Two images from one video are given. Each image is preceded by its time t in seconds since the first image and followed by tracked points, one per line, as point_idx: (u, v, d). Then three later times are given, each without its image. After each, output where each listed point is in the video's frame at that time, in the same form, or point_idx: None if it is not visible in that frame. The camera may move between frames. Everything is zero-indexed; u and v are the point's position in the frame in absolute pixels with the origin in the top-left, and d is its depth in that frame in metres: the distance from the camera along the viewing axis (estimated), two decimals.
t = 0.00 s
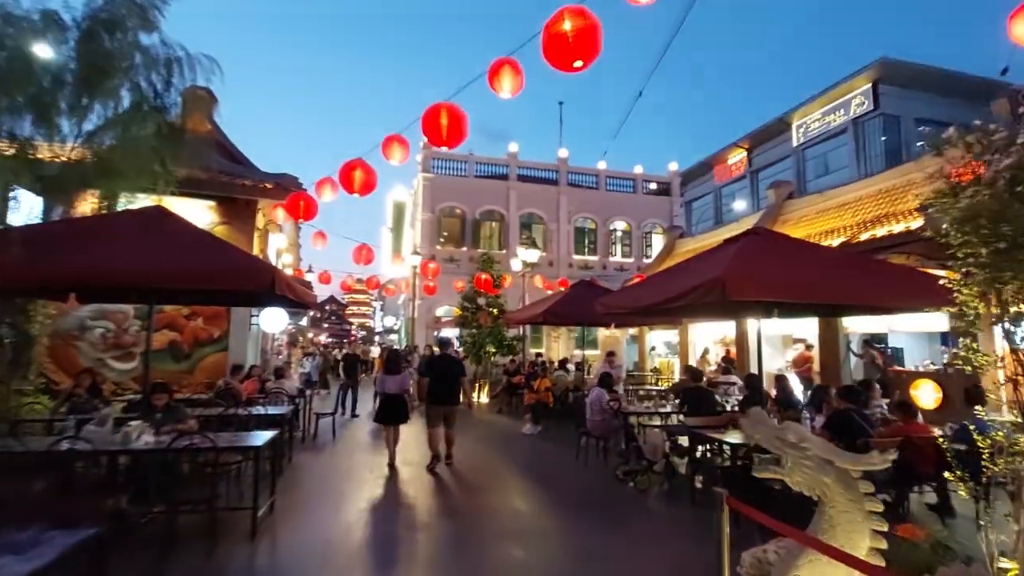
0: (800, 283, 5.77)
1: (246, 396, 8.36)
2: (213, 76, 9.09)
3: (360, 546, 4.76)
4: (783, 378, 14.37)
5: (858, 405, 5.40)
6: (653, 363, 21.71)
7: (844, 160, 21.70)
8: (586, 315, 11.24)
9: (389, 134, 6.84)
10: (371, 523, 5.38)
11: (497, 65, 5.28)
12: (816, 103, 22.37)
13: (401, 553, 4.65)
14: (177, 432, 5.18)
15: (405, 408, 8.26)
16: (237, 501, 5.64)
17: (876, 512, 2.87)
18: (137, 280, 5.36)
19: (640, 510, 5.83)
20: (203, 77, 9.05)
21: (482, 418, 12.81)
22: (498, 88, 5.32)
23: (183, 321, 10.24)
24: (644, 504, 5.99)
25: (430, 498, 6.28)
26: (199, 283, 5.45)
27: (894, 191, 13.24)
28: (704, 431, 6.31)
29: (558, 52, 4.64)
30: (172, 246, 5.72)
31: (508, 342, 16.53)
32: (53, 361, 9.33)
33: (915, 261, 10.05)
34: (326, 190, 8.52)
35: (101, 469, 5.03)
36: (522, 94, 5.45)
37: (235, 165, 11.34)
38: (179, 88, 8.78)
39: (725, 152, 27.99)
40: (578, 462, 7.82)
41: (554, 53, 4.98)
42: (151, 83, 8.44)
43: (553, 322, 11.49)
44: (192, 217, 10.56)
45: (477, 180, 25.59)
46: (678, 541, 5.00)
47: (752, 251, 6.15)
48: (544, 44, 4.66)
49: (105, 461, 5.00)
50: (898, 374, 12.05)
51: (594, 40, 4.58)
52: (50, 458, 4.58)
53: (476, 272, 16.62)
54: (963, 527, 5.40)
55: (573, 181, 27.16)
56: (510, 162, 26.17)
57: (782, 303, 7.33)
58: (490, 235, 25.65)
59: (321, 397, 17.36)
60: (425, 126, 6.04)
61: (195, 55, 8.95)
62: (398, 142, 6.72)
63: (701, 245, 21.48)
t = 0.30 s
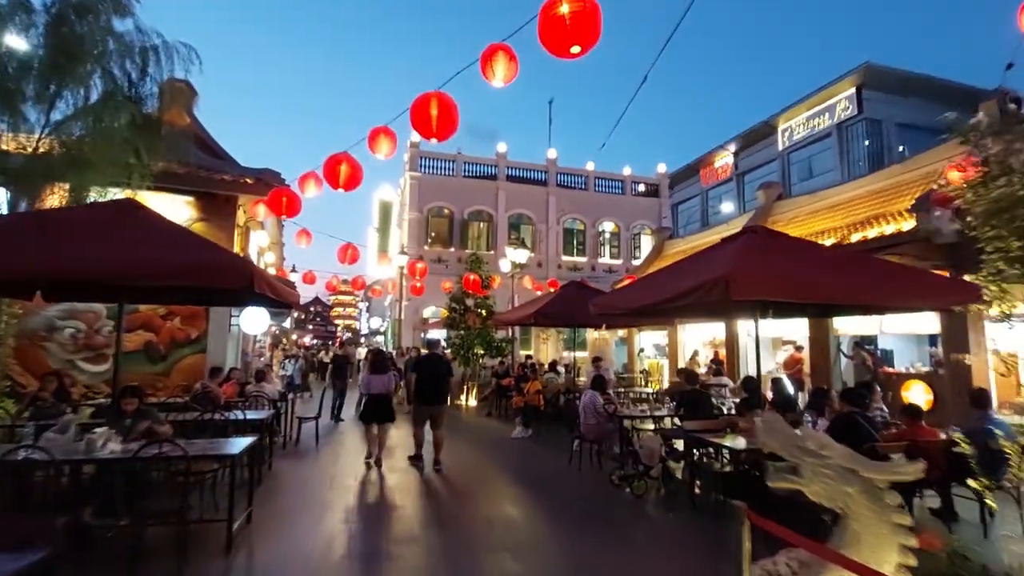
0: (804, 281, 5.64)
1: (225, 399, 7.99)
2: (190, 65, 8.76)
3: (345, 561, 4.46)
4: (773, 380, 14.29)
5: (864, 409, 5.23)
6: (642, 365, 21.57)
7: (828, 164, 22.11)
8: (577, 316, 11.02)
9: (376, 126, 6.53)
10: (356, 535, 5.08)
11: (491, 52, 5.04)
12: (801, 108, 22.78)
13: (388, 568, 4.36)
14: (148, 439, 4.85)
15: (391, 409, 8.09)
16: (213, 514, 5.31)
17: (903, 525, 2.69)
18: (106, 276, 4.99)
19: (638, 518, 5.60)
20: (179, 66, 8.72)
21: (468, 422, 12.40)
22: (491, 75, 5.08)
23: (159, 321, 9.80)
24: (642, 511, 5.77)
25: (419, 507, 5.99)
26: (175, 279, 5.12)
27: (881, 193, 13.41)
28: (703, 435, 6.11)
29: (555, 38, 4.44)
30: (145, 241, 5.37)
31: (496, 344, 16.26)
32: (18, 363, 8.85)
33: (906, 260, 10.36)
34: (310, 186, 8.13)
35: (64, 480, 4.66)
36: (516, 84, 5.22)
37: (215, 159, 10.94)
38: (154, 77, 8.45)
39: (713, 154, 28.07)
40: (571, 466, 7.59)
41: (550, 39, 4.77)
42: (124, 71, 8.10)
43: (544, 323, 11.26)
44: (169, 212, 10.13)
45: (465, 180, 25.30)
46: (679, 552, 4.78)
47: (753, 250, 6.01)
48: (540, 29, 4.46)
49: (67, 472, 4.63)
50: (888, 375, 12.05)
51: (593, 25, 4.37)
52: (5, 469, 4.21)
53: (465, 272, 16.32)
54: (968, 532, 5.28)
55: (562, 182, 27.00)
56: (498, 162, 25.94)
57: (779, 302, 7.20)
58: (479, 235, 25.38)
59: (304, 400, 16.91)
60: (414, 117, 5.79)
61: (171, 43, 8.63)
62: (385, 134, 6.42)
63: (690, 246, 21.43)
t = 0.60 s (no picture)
0: (811, 283, 5.43)
1: (205, 406, 7.63)
2: (172, 59, 8.44)
3: None
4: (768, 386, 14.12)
5: (874, 417, 5.03)
6: (635, 369, 21.35)
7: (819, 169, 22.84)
8: (572, 320, 10.76)
9: (365, 120, 6.23)
10: (339, 553, 4.76)
11: (487, 40, 4.79)
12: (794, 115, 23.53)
13: None
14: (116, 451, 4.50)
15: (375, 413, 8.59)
16: (189, 531, 4.96)
17: (942, 548, 2.39)
18: (73, 274, 4.65)
19: (639, 532, 5.32)
20: (160, 59, 8.39)
21: (459, 429, 12.00)
22: (487, 65, 4.83)
23: (137, 325, 9.41)
24: (642, 525, 5.49)
25: (409, 521, 5.69)
26: (150, 278, 4.78)
27: (876, 196, 13.34)
28: (705, 443, 5.88)
29: (556, 23, 4.21)
30: (119, 238, 5.04)
31: (489, 348, 15.96)
32: None
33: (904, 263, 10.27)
34: (296, 182, 7.81)
35: (22, 498, 4.30)
36: (511, 75, 4.97)
37: (199, 157, 10.58)
38: (133, 70, 8.11)
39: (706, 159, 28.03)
40: (568, 476, 7.30)
41: (550, 28, 4.54)
42: (101, 63, 7.75)
43: (539, 327, 10.99)
44: (149, 211, 9.75)
45: (457, 182, 25.03)
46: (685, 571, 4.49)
47: (757, 250, 5.81)
48: (541, 14, 4.23)
49: (22, 489, 4.25)
50: (885, 380, 11.92)
51: (595, 10, 4.15)
52: None
53: (457, 275, 16.03)
54: (983, 545, 5.06)
55: (555, 185, 26.82)
56: (491, 164, 25.71)
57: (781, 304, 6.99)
58: (471, 238, 25.11)
59: (292, 406, 16.50)
60: (405, 111, 5.57)
61: (152, 34, 8.29)
62: (374, 128, 6.13)
63: (684, 250, 21.28)
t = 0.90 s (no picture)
0: (825, 280, 5.22)
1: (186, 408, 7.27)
2: (154, 44, 8.05)
3: None
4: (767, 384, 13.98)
5: (892, 417, 4.88)
6: (630, 368, 21.15)
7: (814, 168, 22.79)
8: (570, 318, 10.50)
9: (357, 107, 5.91)
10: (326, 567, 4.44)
11: (487, 18, 4.50)
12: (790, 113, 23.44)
13: None
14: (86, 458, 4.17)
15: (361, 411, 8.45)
16: (166, 542, 4.63)
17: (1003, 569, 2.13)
18: (38, 266, 4.29)
19: (644, 540, 5.06)
20: (140, 44, 7.99)
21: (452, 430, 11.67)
22: (487, 45, 4.54)
23: (117, 322, 9.02)
24: (648, 532, 5.23)
25: (403, 529, 5.38)
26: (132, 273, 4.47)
27: (875, 194, 13.19)
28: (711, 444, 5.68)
29: None
30: (93, 227, 4.70)
31: (483, 347, 15.67)
32: None
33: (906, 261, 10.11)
34: (284, 173, 7.46)
35: None
36: (511, 57, 4.68)
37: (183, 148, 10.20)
38: (112, 55, 7.70)
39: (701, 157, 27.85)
40: (567, 479, 7.02)
41: (556, 6, 4.28)
42: (77, 46, 7.33)
43: (535, 325, 10.71)
44: (130, 204, 9.35)
45: (451, 179, 24.69)
46: None
47: (767, 245, 5.58)
48: None
49: None
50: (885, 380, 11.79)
51: None
52: None
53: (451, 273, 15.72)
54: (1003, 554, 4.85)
55: (550, 182, 26.55)
56: (485, 161, 25.40)
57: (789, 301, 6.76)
58: (464, 236, 24.80)
59: (280, 406, 16.10)
60: (400, 98, 5.29)
61: (132, 18, 7.89)
62: (366, 115, 5.81)
63: (679, 249, 21.09)
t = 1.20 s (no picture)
0: (846, 276, 4.98)
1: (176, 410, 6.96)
2: (144, 33, 7.75)
3: None
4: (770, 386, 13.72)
5: (917, 421, 4.57)
6: (630, 369, 20.90)
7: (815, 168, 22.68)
8: (572, 317, 10.25)
9: (356, 95, 5.65)
10: None
11: None
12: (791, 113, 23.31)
13: None
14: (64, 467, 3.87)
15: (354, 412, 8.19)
16: (150, 555, 4.33)
17: None
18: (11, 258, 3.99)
19: (657, 551, 4.79)
20: (130, 33, 7.69)
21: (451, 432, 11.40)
22: (495, 27, 4.31)
23: (105, 321, 8.72)
24: (660, 542, 4.97)
25: (402, 539, 5.11)
26: (123, 267, 4.19)
27: (879, 193, 13.00)
28: (726, 449, 5.43)
29: None
30: (81, 220, 4.39)
31: (482, 347, 15.41)
32: None
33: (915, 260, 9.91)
34: (279, 167, 7.17)
35: None
36: (520, 40, 4.41)
37: (174, 142, 9.89)
38: (99, 43, 7.40)
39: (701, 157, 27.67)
40: (573, 484, 6.76)
41: None
42: (62, 34, 7.04)
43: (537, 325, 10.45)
44: (120, 198, 9.03)
45: (449, 178, 24.42)
46: None
47: (785, 240, 5.34)
48: None
49: None
50: (892, 381, 11.60)
51: None
52: None
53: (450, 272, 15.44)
54: None
55: (548, 181, 26.30)
56: (483, 160, 25.15)
57: (803, 300, 6.52)
58: (462, 235, 24.53)
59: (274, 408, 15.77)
60: (402, 85, 5.06)
61: (122, 6, 7.60)
62: (365, 104, 5.56)
63: (679, 248, 20.87)
